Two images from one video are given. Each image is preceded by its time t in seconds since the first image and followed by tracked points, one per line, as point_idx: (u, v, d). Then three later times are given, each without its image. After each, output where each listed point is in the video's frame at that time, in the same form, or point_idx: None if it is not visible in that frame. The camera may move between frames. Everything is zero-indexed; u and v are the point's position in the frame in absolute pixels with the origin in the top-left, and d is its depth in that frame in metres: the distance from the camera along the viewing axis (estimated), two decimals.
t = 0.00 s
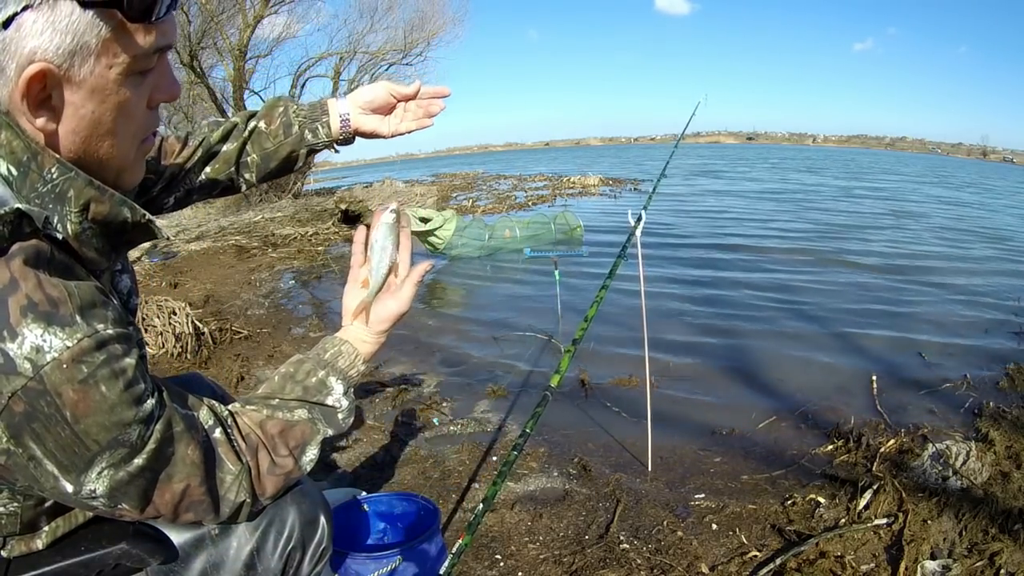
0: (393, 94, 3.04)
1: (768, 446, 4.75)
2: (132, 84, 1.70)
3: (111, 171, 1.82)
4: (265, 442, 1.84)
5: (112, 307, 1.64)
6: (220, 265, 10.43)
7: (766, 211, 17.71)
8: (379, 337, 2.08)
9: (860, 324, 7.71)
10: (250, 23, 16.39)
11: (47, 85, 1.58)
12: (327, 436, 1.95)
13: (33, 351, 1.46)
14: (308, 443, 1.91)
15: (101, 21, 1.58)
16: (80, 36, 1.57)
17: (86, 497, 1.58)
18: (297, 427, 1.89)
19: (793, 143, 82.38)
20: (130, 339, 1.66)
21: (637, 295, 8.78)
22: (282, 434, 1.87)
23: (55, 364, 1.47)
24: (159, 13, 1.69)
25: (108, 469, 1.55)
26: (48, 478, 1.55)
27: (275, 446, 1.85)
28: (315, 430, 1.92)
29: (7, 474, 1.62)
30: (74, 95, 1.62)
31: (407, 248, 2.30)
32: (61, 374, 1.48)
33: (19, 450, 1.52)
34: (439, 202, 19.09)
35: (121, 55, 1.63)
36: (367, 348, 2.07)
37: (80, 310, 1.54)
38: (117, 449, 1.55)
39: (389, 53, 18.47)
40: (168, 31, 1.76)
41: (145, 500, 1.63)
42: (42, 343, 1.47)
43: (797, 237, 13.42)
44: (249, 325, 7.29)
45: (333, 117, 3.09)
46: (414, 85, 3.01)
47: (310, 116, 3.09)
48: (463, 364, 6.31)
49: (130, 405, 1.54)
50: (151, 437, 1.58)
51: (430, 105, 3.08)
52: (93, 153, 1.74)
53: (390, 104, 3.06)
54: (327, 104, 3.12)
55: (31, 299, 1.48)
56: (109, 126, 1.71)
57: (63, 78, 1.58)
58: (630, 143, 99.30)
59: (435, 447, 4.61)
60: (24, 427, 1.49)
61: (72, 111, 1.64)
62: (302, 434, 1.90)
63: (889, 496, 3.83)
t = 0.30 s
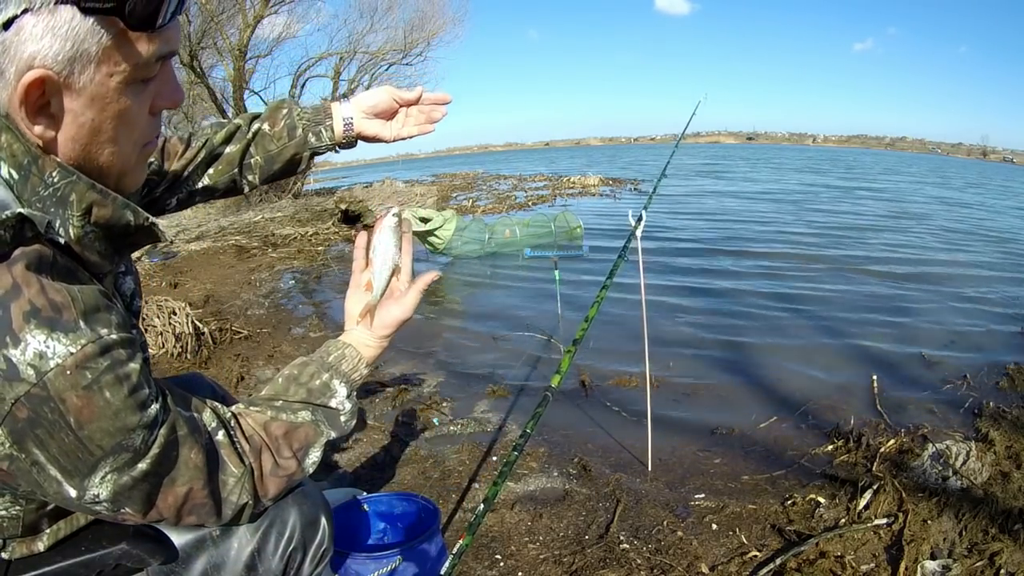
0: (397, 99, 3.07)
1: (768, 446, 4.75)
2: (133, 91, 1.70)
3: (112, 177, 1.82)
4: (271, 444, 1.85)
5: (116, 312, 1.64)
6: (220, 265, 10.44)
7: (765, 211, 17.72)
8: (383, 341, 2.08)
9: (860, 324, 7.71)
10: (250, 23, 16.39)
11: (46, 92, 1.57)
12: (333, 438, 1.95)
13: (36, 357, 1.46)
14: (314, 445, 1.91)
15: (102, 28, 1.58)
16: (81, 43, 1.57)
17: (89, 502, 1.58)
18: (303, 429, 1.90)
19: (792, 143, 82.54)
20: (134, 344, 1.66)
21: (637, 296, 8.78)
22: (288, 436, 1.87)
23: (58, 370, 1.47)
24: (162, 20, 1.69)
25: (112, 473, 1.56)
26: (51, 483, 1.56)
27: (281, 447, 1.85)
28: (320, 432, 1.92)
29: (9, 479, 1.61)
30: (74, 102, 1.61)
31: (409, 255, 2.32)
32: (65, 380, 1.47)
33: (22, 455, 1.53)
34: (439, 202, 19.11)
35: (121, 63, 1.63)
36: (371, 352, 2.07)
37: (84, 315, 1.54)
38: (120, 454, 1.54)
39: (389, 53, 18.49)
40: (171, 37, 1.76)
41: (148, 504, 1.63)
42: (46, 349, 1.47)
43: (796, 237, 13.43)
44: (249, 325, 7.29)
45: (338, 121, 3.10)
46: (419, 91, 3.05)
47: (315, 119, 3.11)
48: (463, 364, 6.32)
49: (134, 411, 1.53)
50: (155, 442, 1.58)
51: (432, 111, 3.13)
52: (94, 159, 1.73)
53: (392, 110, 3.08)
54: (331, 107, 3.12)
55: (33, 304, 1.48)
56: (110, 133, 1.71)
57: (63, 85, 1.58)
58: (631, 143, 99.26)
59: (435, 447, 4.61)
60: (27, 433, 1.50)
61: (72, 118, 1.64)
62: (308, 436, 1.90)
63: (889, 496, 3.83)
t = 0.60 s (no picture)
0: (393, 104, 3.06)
1: (768, 446, 4.75)
2: (130, 95, 1.70)
3: (110, 178, 1.82)
4: (272, 444, 1.85)
5: (115, 315, 1.64)
6: (220, 265, 10.44)
7: (766, 211, 17.72)
8: (384, 345, 2.08)
9: (860, 324, 7.71)
10: (250, 23, 16.39)
11: (43, 97, 1.57)
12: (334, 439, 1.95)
13: (36, 361, 1.46)
14: (314, 446, 1.91)
15: (98, 32, 1.58)
16: (79, 48, 1.56)
17: (90, 505, 1.59)
18: (303, 430, 1.90)
19: (792, 143, 82.55)
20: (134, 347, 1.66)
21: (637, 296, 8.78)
22: (289, 436, 1.87)
23: (58, 374, 1.47)
24: (160, 22, 1.69)
25: (112, 476, 1.56)
26: (52, 486, 1.56)
27: (281, 448, 1.86)
28: (320, 434, 1.92)
29: (10, 482, 1.61)
30: (72, 107, 1.61)
31: (411, 260, 2.32)
32: (65, 383, 1.48)
33: (22, 458, 1.53)
34: (439, 202, 19.11)
35: (117, 67, 1.63)
36: (372, 355, 2.07)
37: (83, 318, 1.54)
38: (120, 457, 1.54)
39: (389, 53, 18.49)
40: (169, 40, 1.76)
41: (149, 505, 1.63)
42: (45, 353, 1.47)
43: (796, 237, 13.44)
44: (249, 325, 7.29)
45: (334, 125, 3.09)
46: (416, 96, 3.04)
47: (312, 123, 3.10)
48: (463, 364, 6.32)
49: (134, 413, 1.53)
50: (156, 444, 1.58)
51: (429, 117, 3.11)
52: (92, 161, 1.73)
53: (388, 114, 3.08)
54: (329, 112, 3.12)
55: (32, 308, 1.48)
56: (108, 137, 1.71)
57: (60, 90, 1.58)
58: (631, 142, 99.30)
59: (435, 447, 4.62)
60: (27, 437, 1.50)
61: (70, 123, 1.64)
62: (308, 438, 1.90)
63: (889, 496, 3.83)
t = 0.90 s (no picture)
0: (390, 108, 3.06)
1: (767, 446, 4.75)
2: (130, 96, 1.70)
3: (109, 178, 1.82)
4: (274, 443, 1.85)
5: (114, 314, 1.64)
6: (220, 265, 10.43)
7: (766, 211, 17.72)
8: (383, 344, 2.08)
9: (860, 323, 7.72)
10: (250, 23, 16.38)
11: (45, 98, 1.56)
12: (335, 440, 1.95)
13: (36, 361, 1.46)
14: (316, 447, 1.91)
15: (101, 33, 1.57)
16: (80, 48, 1.55)
17: (90, 505, 1.58)
18: (305, 430, 1.90)
19: (792, 143, 82.59)
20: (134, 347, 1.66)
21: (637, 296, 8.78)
22: (290, 437, 1.87)
23: (58, 373, 1.47)
24: (159, 22, 1.69)
25: (113, 475, 1.55)
26: (52, 486, 1.55)
27: (282, 447, 1.86)
28: (321, 434, 1.92)
29: (9, 483, 1.61)
30: (73, 107, 1.61)
31: (408, 260, 2.33)
32: (65, 383, 1.47)
33: (23, 459, 1.52)
34: (439, 202, 19.12)
35: (118, 68, 1.63)
36: (371, 354, 2.07)
37: (83, 318, 1.54)
38: (121, 456, 1.54)
39: (389, 53, 18.49)
40: (168, 41, 1.76)
41: (149, 505, 1.62)
42: (45, 353, 1.47)
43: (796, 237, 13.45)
44: (249, 325, 7.29)
45: (332, 127, 3.10)
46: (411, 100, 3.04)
47: (311, 126, 3.12)
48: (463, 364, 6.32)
49: (135, 413, 1.54)
50: (156, 443, 1.58)
51: (424, 121, 3.13)
52: (91, 161, 1.73)
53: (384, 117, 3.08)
54: (326, 114, 3.14)
55: (33, 308, 1.48)
56: (108, 137, 1.71)
57: (63, 91, 1.57)
58: (631, 142, 99.35)
59: (435, 447, 4.62)
60: (28, 437, 1.49)
61: (72, 122, 1.63)
62: (310, 438, 1.90)
63: (889, 496, 3.83)
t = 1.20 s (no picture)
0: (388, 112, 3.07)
1: (767, 446, 4.75)
2: (128, 94, 1.70)
3: (107, 177, 1.82)
4: (274, 443, 1.85)
5: (113, 313, 1.64)
6: (220, 265, 10.43)
7: (765, 211, 17.72)
8: (383, 344, 2.08)
9: (860, 324, 7.71)
10: (250, 23, 16.38)
11: (42, 97, 1.56)
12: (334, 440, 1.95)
13: (35, 359, 1.46)
14: (315, 447, 1.91)
15: (97, 32, 1.57)
16: (77, 47, 1.56)
17: (89, 504, 1.58)
18: (305, 430, 1.90)
19: (792, 143, 82.61)
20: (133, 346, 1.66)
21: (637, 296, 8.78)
22: (291, 437, 1.88)
23: (58, 372, 1.47)
24: (158, 22, 1.70)
25: (112, 474, 1.56)
26: (51, 485, 1.55)
27: (283, 447, 1.86)
28: (320, 434, 1.92)
29: (9, 482, 1.61)
30: (71, 106, 1.61)
31: (407, 260, 2.32)
32: (64, 382, 1.47)
33: (22, 458, 1.52)
34: (439, 202, 19.12)
35: (116, 67, 1.64)
36: (371, 354, 2.07)
37: (82, 317, 1.54)
38: (121, 455, 1.55)
39: (389, 53, 18.49)
40: (166, 41, 1.76)
41: (148, 505, 1.62)
42: (45, 352, 1.47)
43: (796, 237, 13.45)
44: (249, 325, 7.29)
45: (331, 132, 3.09)
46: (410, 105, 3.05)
47: (310, 130, 3.13)
48: (463, 364, 6.32)
49: (134, 411, 1.53)
50: (155, 442, 1.58)
51: (422, 126, 3.13)
52: (89, 160, 1.73)
53: (382, 122, 3.08)
54: (325, 118, 3.13)
55: (32, 307, 1.48)
56: (105, 136, 1.71)
57: (60, 90, 1.57)
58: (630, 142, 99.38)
59: (435, 448, 4.62)
60: (28, 435, 1.49)
61: (69, 122, 1.63)
62: (309, 438, 1.90)
63: (889, 496, 3.83)
